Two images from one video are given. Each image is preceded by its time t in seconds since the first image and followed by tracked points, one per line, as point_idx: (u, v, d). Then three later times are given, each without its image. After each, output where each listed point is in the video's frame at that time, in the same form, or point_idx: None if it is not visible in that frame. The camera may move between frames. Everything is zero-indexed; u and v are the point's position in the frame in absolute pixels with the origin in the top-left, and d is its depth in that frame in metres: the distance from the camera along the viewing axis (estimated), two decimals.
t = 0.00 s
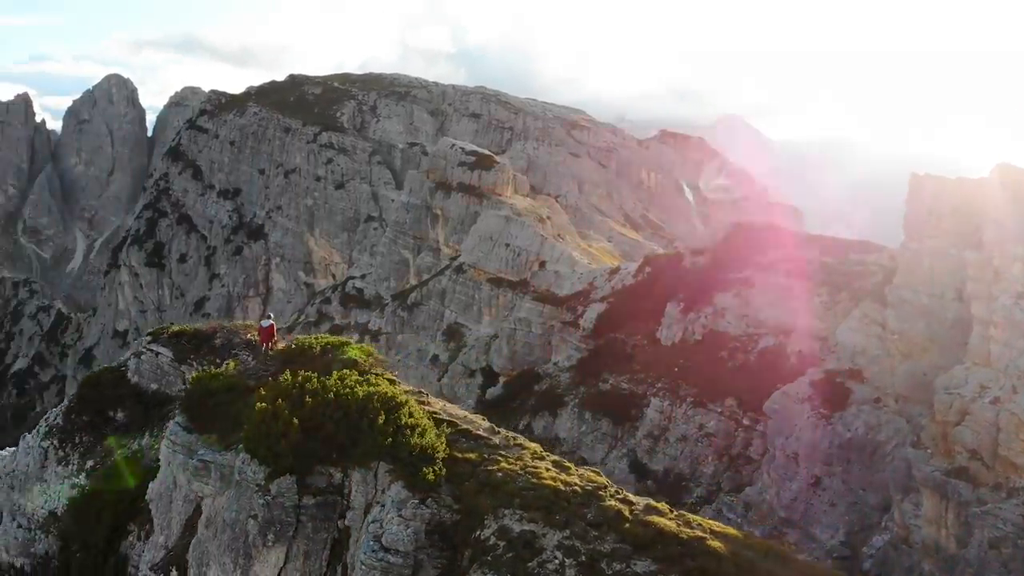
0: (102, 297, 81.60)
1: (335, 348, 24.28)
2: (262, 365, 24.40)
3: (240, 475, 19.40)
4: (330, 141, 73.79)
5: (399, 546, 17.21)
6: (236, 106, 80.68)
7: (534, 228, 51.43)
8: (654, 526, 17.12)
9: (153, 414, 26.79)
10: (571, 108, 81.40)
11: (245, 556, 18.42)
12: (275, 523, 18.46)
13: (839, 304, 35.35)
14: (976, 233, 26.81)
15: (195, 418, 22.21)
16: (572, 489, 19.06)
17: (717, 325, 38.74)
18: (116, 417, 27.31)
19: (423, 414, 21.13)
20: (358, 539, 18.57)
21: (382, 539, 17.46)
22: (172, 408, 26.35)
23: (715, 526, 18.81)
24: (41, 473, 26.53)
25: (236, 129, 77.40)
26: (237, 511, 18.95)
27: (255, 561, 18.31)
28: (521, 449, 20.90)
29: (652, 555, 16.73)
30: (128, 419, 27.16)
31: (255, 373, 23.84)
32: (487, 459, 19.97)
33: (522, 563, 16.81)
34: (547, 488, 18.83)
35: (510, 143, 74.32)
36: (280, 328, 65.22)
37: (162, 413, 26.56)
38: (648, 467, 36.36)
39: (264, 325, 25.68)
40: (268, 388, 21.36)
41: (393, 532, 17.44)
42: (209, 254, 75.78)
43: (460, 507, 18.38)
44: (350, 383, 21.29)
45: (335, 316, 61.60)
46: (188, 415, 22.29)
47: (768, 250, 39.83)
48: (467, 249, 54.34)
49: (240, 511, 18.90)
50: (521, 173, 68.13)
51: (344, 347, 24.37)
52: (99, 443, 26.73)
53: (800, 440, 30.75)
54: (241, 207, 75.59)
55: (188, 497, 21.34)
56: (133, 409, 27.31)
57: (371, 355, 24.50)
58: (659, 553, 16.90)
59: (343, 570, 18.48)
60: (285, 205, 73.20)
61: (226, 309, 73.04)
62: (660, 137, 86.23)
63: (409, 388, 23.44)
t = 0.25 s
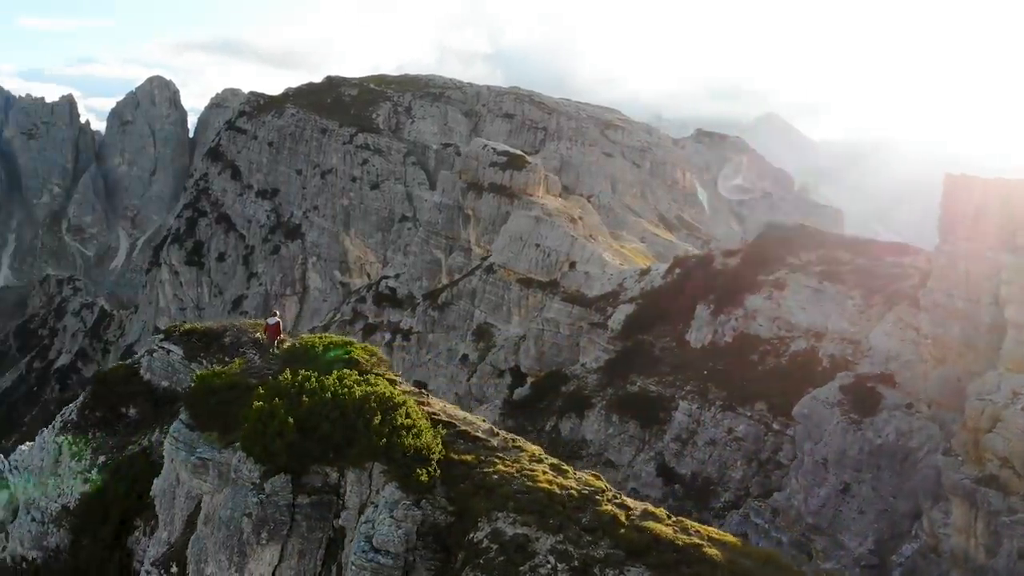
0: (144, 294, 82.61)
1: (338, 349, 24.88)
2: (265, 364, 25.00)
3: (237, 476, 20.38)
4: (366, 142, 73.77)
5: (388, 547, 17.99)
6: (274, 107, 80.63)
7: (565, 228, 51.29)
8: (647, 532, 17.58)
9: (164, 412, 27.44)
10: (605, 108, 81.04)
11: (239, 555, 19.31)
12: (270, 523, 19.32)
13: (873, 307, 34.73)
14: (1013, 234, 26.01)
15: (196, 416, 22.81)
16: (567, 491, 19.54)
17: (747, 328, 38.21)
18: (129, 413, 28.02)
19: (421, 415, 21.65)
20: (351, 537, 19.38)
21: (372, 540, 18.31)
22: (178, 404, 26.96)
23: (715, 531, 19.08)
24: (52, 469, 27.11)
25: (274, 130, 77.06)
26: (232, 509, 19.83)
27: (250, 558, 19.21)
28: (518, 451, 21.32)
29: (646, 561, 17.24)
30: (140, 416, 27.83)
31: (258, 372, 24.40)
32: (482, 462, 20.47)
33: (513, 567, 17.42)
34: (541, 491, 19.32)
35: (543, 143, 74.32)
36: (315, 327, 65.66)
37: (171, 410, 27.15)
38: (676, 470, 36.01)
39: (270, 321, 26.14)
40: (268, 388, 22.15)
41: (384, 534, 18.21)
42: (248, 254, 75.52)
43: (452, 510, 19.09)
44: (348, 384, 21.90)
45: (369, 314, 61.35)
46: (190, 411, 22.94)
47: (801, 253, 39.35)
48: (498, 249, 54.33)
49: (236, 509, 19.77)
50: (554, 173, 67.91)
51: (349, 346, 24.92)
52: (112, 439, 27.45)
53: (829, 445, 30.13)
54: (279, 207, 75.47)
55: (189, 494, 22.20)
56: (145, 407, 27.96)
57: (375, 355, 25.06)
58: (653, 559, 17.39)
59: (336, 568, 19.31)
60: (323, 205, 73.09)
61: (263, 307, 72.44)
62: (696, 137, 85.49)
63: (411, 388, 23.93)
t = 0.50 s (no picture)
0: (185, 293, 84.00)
1: (341, 347, 24.91)
2: (270, 360, 24.90)
3: (234, 473, 21.05)
4: (402, 143, 72.39)
5: (378, 548, 17.87)
6: (312, 108, 80.22)
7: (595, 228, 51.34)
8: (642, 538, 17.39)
9: (174, 409, 27.02)
10: (641, 108, 80.47)
11: (234, 552, 19.86)
12: (261, 523, 19.86)
13: (908, 310, 33.96)
14: None
15: (201, 414, 23.14)
16: (565, 493, 19.25)
17: (780, 331, 37.58)
18: (141, 410, 27.62)
19: (420, 415, 21.39)
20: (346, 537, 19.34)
21: (363, 541, 18.19)
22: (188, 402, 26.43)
23: (716, 536, 18.79)
24: (67, 465, 27.29)
25: (312, 131, 76.60)
26: (229, 505, 20.43)
27: (244, 557, 19.73)
28: (519, 452, 20.83)
29: (641, 568, 17.02)
30: (152, 414, 27.37)
31: (262, 370, 24.28)
32: (480, 463, 20.11)
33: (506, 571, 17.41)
34: (538, 494, 19.00)
35: (577, 143, 74.13)
36: (350, 326, 66.12)
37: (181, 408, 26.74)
38: (704, 474, 35.58)
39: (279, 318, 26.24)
40: (266, 387, 22.44)
41: (375, 534, 18.08)
42: (286, 253, 75.45)
43: (449, 511, 18.85)
44: (347, 385, 21.78)
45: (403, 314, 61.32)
46: (195, 410, 23.23)
47: (835, 253, 38.59)
48: (529, 249, 54.18)
49: (232, 506, 20.33)
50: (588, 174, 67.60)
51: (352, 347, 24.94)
52: (124, 436, 27.17)
53: (860, 451, 29.62)
54: (316, 207, 74.98)
55: (191, 491, 22.30)
56: (157, 404, 27.52)
57: (378, 355, 24.91)
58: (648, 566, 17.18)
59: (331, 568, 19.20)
60: (359, 206, 72.34)
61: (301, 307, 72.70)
62: (733, 136, 84.47)
63: (413, 388, 23.68)
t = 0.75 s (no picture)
0: (225, 291, 85.20)
1: (344, 349, 24.76)
2: (272, 361, 24.86)
3: (230, 472, 20.32)
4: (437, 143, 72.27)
5: (370, 548, 17.35)
6: (349, 109, 80.60)
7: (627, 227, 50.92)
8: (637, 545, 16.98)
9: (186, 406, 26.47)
10: (678, 108, 79.69)
11: (231, 549, 18.64)
12: (258, 517, 18.68)
13: (945, 313, 33.04)
14: None
15: (204, 412, 22.44)
16: (562, 498, 18.82)
17: (813, 334, 36.87)
18: (154, 407, 27.20)
19: (418, 416, 21.19)
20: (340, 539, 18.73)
21: (354, 541, 17.65)
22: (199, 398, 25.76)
23: (709, 544, 18.45)
24: (83, 460, 27.15)
25: (349, 132, 77.09)
26: (226, 504, 19.27)
27: (242, 554, 18.48)
28: (517, 455, 20.73)
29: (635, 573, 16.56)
30: (166, 410, 26.91)
31: (265, 369, 24.12)
32: (476, 465, 19.95)
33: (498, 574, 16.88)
34: (533, 497, 18.70)
35: (612, 143, 73.86)
36: (385, 325, 66.46)
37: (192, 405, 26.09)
38: (733, 478, 35.15)
39: (287, 316, 26.25)
40: (266, 386, 22.13)
41: (366, 535, 17.61)
42: (323, 253, 75.88)
43: (444, 514, 18.51)
44: (345, 385, 21.59)
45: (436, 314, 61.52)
46: (200, 408, 22.68)
47: (870, 255, 37.79)
48: (560, 248, 54.03)
49: (228, 504, 19.21)
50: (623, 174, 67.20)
51: (353, 347, 24.82)
52: (137, 431, 26.70)
53: (892, 458, 29.08)
54: (353, 207, 75.38)
55: (193, 490, 21.39)
56: (170, 401, 27.05)
57: (379, 356, 24.75)
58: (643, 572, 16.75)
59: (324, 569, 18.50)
60: (394, 206, 72.42)
61: (337, 304, 73.45)
62: (772, 135, 83.27)
63: (413, 389, 23.44)
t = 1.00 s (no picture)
0: (263, 290, 85.62)
1: (347, 348, 24.14)
2: (276, 363, 24.43)
3: (229, 469, 19.68)
4: (471, 144, 72.18)
5: (361, 549, 16.81)
6: (385, 111, 80.94)
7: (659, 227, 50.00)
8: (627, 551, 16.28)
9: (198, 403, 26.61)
10: (714, 107, 78.77)
11: (227, 546, 18.20)
12: (252, 514, 18.07)
13: (984, 315, 32.12)
14: None
15: (208, 410, 22.57)
16: (547, 503, 18.07)
17: (846, 338, 36.14)
18: (166, 404, 27.33)
19: (416, 416, 20.44)
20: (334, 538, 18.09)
21: (346, 541, 17.15)
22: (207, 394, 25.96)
23: (705, 553, 17.69)
24: (97, 455, 27.27)
25: (385, 133, 77.21)
26: (221, 503, 18.78)
27: (237, 552, 17.98)
28: (514, 457, 20.07)
29: None
30: (178, 407, 27.04)
31: (267, 370, 23.75)
32: (473, 466, 19.22)
33: None
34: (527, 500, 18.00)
35: (647, 143, 73.24)
36: (418, 325, 66.94)
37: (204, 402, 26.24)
38: (763, 483, 34.54)
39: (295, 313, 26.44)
40: (265, 385, 21.55)
41: (358, 535, 17.07)
42: (358, 253, 75.74)
43: (438, 516, 17.82)
44: (342, 384, 20.87)
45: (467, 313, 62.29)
46: (205, 409, 22.59)
47: (907, 257, 36.51)
48: (591, 249, 53.69)
49: (224, 502, 18.70)
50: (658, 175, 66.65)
51: (355, 346, 24.15)
52: (150, 428, 26.85)
53: (924, 464, 28.86)
54: (388, 208, 75.31)
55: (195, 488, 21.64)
56: (182, 399, 27.19)
57: (380, 356, 24.09)
58: None
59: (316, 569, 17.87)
60: (429, 206, 72.48)
61: (372, 304, 72.85)
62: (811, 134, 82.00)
63: (412, 390, 22.75)
